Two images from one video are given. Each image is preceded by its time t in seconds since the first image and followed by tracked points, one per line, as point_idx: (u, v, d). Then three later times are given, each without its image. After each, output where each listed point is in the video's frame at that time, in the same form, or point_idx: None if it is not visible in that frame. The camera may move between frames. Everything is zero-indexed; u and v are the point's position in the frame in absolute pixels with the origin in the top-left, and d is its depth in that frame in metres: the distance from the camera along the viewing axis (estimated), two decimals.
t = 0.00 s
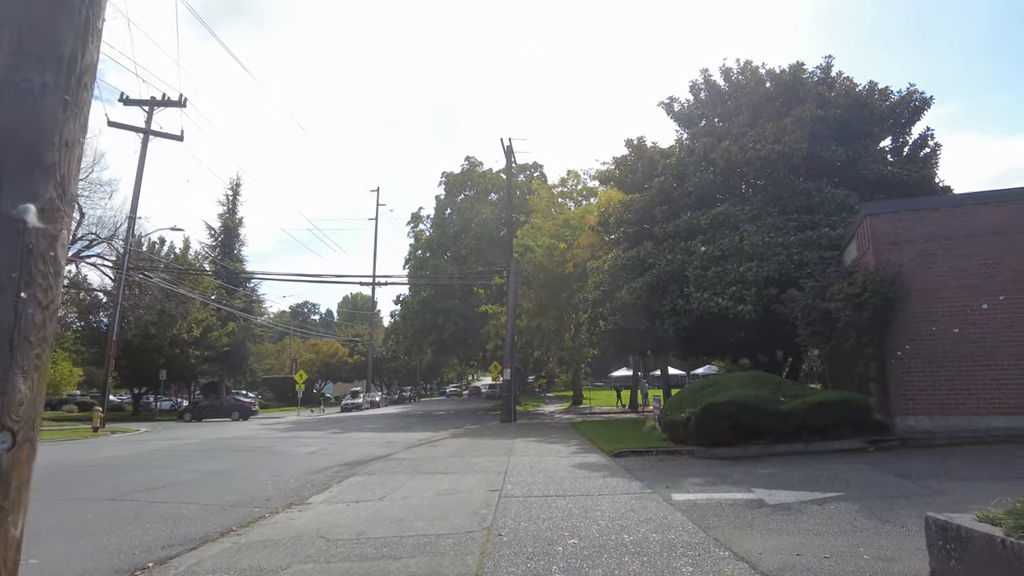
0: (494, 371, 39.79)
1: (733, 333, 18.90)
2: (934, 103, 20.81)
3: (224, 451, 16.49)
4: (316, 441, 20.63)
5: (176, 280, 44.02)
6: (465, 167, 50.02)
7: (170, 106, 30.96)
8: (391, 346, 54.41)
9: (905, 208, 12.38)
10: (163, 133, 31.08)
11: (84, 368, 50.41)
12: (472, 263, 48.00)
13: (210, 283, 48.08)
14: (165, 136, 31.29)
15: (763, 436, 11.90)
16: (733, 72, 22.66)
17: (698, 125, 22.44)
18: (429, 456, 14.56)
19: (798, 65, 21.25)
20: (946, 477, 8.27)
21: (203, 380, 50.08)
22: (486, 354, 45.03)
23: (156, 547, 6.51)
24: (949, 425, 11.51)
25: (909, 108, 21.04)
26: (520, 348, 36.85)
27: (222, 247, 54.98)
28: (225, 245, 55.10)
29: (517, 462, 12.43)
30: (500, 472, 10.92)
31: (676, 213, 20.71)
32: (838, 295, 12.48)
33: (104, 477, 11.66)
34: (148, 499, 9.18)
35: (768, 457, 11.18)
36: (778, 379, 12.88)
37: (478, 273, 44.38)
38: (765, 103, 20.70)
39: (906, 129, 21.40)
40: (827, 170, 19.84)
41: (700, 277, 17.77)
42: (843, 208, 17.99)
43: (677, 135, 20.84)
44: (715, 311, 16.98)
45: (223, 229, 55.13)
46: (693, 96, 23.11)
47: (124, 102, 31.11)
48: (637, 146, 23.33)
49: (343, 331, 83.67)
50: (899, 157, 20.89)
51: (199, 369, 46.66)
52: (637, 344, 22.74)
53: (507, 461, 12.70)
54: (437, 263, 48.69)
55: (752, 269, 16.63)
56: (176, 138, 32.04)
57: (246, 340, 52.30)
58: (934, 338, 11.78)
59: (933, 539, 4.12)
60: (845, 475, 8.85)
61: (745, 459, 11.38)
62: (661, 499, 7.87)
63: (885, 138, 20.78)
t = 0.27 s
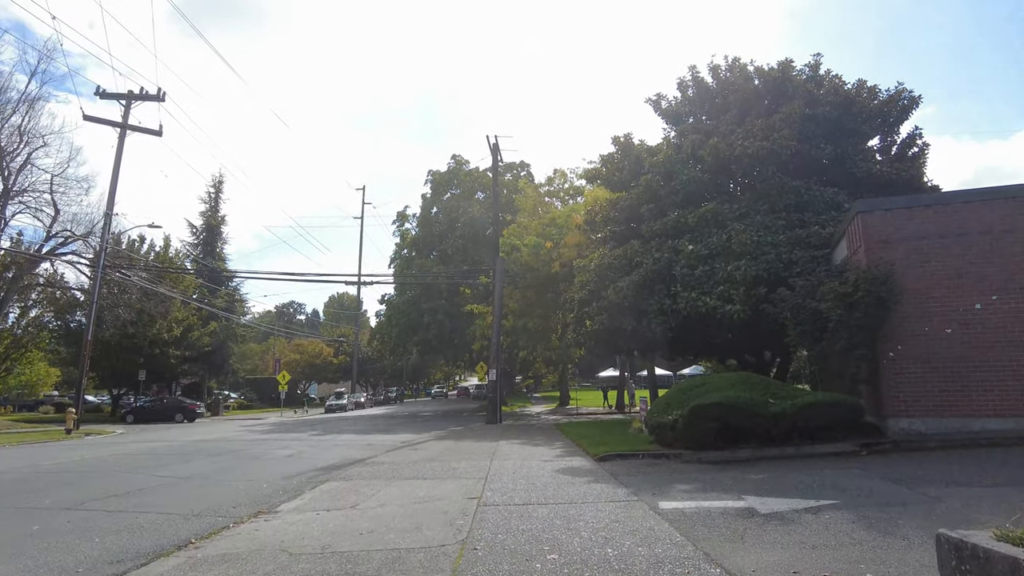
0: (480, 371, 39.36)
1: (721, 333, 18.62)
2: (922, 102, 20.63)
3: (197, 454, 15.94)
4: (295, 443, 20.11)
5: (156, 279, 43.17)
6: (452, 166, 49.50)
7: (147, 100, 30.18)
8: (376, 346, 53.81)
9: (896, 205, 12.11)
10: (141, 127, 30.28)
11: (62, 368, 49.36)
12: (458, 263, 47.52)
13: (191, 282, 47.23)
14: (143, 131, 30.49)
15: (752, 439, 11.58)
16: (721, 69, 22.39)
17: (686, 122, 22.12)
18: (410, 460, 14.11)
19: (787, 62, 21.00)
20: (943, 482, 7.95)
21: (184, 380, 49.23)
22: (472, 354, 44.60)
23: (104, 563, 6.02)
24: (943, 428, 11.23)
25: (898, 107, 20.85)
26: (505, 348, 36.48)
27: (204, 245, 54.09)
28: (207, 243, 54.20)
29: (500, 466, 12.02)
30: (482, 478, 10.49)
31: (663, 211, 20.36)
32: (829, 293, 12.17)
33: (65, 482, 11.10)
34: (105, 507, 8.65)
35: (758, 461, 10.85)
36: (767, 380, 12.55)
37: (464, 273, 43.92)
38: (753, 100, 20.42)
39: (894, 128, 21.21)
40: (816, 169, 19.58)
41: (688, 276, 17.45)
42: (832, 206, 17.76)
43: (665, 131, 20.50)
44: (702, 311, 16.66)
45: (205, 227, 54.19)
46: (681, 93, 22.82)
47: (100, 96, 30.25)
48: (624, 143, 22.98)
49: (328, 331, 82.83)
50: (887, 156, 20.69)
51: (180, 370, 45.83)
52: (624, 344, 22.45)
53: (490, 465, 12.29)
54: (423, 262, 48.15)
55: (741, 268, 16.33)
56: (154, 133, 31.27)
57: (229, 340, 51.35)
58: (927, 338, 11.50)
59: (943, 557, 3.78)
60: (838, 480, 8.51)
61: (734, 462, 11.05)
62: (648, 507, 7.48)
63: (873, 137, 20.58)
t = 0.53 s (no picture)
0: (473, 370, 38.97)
1: (717, 331, 18.29)
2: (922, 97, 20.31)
3: (179, 455, 15.47)
4: (283, 443, 19.65)
5: (145, 277, 42.52)
6: (445, 164, 49.02)
7: (134, 94, 29.59)
8: (369, 345, 53.31)
9: (898, 199, 11.77)
10: (128, 122, 29.68)
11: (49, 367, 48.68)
12: (451, 261, 47.08)
13: (181, 280, 46.62)
14: (130, 126, 29.92)
15: (751, 440, 11.21)
16: (718, 64, 22.03)
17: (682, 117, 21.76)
18: (398, 461, 13.68)
19: (785, 57, 20.65)
20: (952, 486, 7.59)
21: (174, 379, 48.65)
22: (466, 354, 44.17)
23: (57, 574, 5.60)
24: (945, 429, 10.91)
25: (897, 103, 20.52)
26: (498, 348, 36.10)
27: (194, 243, 53.46)
28: (198, 241, 53.56)
29: (491, 468, 11.62)
30: (470, 481, 10.09)
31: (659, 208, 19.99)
32: (830, 290, 11.81)
33: (36, 484, 10.64)
34: (72, 511, 8.20)
35: (757, 464, 10.49)
36: (766, 379, 12.18)
37: (457, 271, 43.48)
38: (751, 95, 20.06)
39: (893, 124, 20.89)
40: (814, 165, 19.25)
41: (683, 273, 17.09)
42: (831, 203, 17.43)
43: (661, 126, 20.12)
44: (698, 309, 16.30)
45: (196, 225, 53.55)
46: (678, 88, 22.47)
47: (86, 89, 29.63)
48: (619, 139, 22.59)
49: (321, 330, 82.20)
50: (886, 153, 20.36)
51: (169, 369, 45.24)
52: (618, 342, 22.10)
53: (480, 467, 11.89)
54: (416, 261, 47.66)
55: (738, 265, 15.98)
56: (142, 128, 30.68)
57: (219, 339, 50.74)
58: (930, 337, 11.16)
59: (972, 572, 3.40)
60: (842, 484, 8.15)
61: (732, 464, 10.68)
62: (644, 512, 7.09)
63: (872, 133, 20.26)
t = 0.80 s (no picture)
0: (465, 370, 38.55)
1: (712, 331, 17.94)
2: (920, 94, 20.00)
3: (158, 457, 14.97)
4: (268, 445, 19.16)
5: (132, 275, 41.83)
6: (438, 162, 48.52)
7: (120, 89, 29.02)
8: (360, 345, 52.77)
9: (901, 194, 11.40)
10: (113, 116, 29.08)
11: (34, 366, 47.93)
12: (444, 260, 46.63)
13: (169, 278, 45.96)
14: (115, 120, 29.31)
15: (748, 442, 10.81)
16: (713, 59, 21.68)
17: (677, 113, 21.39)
18: (384, 464, 13.23)
19: (782, 52, 20.28)
20: (962, 492, 7.22)
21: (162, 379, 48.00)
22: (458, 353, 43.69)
23: None
24: (949, 432, 10.56)
25: (895, 100, 20.20)
26: (490, 347, 35.68)
27: (184, 241, 52.78)
28: (187, 239, 52.89)
29: (480, 472, 11.19)
30: (458, 485, 9.67)
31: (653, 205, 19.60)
32: (831, 288, 11.43)
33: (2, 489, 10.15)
34: (33, 520, 7.72)
35: (755, 468, 10.11)
36: (764, 380, 11.80)
37: (449, 270, 43.01)
38: (747, 91, 19.71)
39: (891, 121, 20.57)
40: (812, 162, 18.90)
41: (677, 271, 16.71)
42: (828, 200, 17.10)
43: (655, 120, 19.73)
44: (694, 308, 15.92)
45: (185, 222, 52.87)
46: (673, 84, 22.11)
47: (70, 83, 28.98)
48: (613, 135, 22.19)
49: (312, 330, 81.54)
50: (884, 150, 20.04)
51: (156, 368, 44.59)
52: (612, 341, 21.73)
53: (468, 471, 11.46)
54: (408, 259, 47.15)
55: (734, 263, 15.61)
56: (127, 123, 30.07)
57: (209, 338, 50.07)
58: (932, 336, 10.81)
59: None
60: (845, 490, 7.77)
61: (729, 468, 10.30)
62: (638, 522, 6.68)
63: (870, 129, 19.93)
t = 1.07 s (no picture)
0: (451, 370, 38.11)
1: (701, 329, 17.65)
2: (910, 91, 19.84)
3: (129, 458, 14.43)
4: (246, 446, 18.61)
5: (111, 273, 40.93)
6: (425, 160, 48.00)
7: (97, 81, 28.29)
8: (345, 345, 52.14)
9: (894, 188, 11.13)
10: (90, 109, 28.33)
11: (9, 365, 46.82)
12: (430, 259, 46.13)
13: (150, 276, 45.08)
14: (92, 113, 28.54)
15: (739, 443, 10.48)
16: (702, 55, 21.40)
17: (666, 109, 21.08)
18: (363, 466, 12.78)
19: (772, 47, 20.03)
20: (962, 495, 6.90)
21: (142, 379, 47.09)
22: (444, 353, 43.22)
23: None
24: (943, 431, 10.29)
25: (885, 97, 20.01)
26: (476, 347, 35.25)
27: (166, 238, 51.87)
28: (169, 236, 51.98)
29: (461, 474, 10.78)
30: (437, 488, 9.26)
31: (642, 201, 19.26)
32: (823, 284, 11.13)
33: None
34: None
35: (746, 469, 9.78)
36: (754, 379, 11.47)
37: (435, 269, 42.53)
38: (737, 87, 19.44)
39: (881, 119, 20.39)
40: (801, 158, 18.67)
41: (666, 268, 16.37)
42: (818, 197, 16.86)
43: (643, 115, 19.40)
44: (682, 305, 15.60)
45: (167, 219, 51.93)
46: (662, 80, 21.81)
47: (45, 74, 28.19)
48: (601, 130, 21.83)
49: (298, 329, 80.66)
50: (873, 147, 19.85)
51: (136, 368, 43.70)
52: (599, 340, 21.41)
53: (450, 473, 11.05)
54: (394, 257, 46.55)
55: (724, 260, 15.31)
56: (104, 116, 29.29)
57: (191, 338, 49.20)
58: (927, 334, 10.54)
59: None
60: (841, 493, 7.44)
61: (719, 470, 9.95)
62: (625, 527, 6.30)
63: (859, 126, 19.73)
